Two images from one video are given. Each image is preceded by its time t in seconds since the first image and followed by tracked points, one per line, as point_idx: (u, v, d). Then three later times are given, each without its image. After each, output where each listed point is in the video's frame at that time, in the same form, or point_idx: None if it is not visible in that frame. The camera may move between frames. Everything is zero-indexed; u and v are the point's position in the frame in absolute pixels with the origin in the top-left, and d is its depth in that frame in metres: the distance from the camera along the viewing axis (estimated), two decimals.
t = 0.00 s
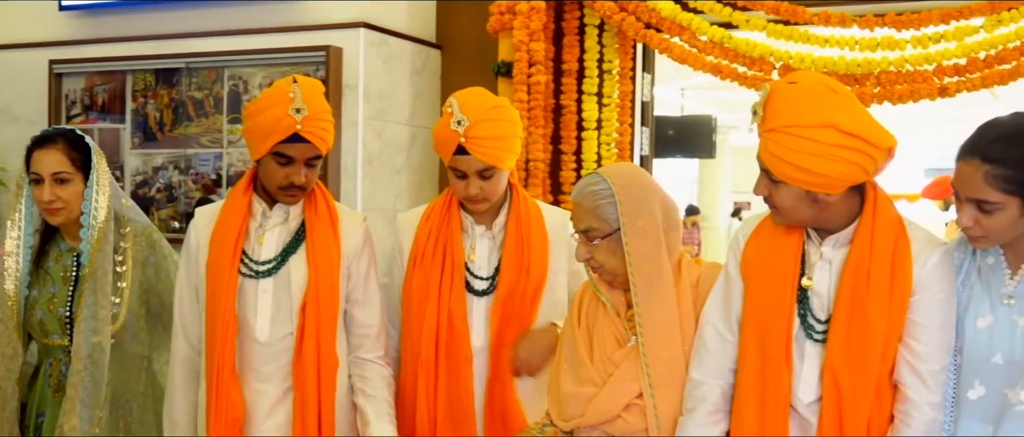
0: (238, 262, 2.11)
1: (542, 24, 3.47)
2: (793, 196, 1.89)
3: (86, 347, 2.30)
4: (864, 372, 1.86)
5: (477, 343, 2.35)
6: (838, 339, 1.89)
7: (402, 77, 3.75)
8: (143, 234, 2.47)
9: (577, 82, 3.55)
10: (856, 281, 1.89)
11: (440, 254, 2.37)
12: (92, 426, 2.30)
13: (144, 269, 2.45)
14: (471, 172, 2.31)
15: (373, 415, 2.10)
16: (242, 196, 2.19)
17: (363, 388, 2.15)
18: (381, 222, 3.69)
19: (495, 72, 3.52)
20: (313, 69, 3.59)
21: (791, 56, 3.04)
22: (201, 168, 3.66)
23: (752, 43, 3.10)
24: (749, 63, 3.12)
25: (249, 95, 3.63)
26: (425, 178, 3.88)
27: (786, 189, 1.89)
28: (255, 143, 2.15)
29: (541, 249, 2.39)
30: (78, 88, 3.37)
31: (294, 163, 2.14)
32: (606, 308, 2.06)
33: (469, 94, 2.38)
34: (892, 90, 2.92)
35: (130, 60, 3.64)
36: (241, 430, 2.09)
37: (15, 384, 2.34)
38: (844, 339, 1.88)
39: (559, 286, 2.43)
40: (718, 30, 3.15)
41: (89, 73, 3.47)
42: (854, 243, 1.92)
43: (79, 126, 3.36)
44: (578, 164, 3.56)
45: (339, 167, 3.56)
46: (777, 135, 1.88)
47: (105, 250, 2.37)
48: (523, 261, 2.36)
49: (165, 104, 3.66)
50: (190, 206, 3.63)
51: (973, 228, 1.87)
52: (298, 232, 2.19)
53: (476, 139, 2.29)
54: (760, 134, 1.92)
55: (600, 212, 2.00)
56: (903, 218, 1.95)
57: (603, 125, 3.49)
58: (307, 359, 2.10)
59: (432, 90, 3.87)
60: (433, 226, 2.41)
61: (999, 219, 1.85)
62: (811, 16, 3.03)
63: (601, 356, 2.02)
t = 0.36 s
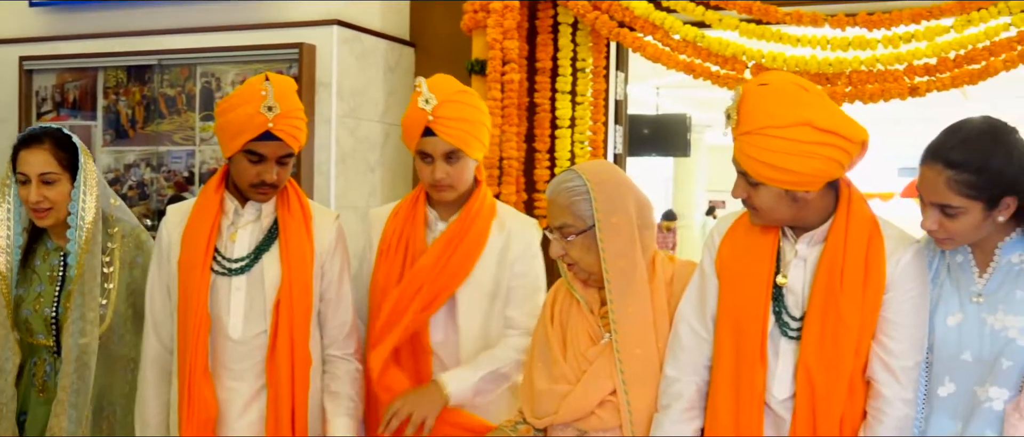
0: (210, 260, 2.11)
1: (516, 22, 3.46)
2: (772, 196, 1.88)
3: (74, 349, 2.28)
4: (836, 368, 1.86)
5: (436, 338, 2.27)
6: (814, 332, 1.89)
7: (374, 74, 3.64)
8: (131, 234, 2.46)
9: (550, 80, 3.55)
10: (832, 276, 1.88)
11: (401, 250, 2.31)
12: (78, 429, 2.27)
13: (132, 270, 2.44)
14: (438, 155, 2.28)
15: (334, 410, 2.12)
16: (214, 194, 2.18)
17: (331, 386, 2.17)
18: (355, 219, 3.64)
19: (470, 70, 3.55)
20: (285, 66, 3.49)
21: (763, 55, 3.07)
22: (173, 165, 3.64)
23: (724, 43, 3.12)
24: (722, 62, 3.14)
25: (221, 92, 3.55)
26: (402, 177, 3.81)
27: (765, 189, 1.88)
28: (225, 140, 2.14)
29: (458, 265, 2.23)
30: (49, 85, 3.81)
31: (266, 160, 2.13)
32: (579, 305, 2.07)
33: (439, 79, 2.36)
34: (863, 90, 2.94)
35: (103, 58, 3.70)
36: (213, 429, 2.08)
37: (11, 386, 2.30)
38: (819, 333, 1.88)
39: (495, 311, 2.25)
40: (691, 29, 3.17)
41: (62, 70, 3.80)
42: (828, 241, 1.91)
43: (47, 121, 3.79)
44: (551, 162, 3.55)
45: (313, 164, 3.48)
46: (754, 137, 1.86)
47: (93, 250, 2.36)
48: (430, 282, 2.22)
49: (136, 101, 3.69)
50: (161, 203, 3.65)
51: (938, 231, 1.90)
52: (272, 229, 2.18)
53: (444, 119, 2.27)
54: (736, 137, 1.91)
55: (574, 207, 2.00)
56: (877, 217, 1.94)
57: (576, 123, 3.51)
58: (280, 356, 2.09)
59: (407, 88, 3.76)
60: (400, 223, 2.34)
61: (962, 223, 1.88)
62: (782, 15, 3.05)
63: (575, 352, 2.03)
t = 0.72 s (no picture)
0: (184, 257, 2.10)
1: (491, 18, 3.46)
2: (748, 194, 1.87)
3: (60, 345, 2.28)
4: (811, 363, 1.85)
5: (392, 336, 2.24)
6: (788, 328, 1.88)
7: (350, 68, 3.66)
8: (109, 231, 2.43)
9: (526, 76, 3.55)
10: (806, 269, 1.87)
11: (356, 245, 2.28)
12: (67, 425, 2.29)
13: (111, 266, 2.43)
14: (394, 139, 2.24)
15: (313, 400, 2.12)
16: (187, 190, 2.17)
17: (307, 379, 2.18)
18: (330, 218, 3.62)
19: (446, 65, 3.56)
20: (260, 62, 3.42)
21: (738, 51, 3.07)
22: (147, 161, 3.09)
23: (700, 38, 3.12)
24: (697, 58, 3.14)
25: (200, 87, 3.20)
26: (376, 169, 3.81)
27: (742, 188, 1.87)
28: (198, 137, 2.14)
29: (409, 272, 2.19)
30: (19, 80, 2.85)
31: (239, 157, 2.13)
32: (553, 300, 2.07)
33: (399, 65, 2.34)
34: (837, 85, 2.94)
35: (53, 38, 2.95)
36: (188, 426, 2.08)
37: None
38: (793, 326, 1.87)
39: (444, 316, 2.21)
40: (666, 24, 3.17)
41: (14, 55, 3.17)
42: (803, 237, 1.90)
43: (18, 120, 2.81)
44: (527, 157, 3.57)
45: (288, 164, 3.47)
46: (729, 136, 1.86)
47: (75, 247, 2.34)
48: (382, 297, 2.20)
49: (110, 97, 3.03)
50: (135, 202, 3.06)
51: (914, 226, 1.91)
52: (246, 225, 2.18)
53: (401, 104, 2.23)
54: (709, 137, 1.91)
55: (550, 202, 2.00)
56: (850, 211, 1.93)
57: (552, 119, 3.50)
58: (258, 351, 2.09)
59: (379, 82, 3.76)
60: (358, 215, 2.32)
61: (937, 217, 1.89)
62: (757, 11, 3.07)
63: (548, 348, 2.02)
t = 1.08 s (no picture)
0: (156, 251, 2.09)
1: (466, 12, 3.48)
2: (725, 185, 1.87)
3: (35, 333, 2.26)
4: (782, 354, 1.85)
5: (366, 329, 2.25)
6: (760, 321, 1.88)
7: (324, 62, 3.71)
8: (87, 221, 2.44)
9: (501, 70, 3.57)
10: (778, 262, 1.87)
11: (327, 238, 2.29)
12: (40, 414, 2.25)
13: (87, 257, 2.42)
14: (366, 130, 2.25)
15: (287, 395, 2.12)
16: (158, 184, 2.16)
17: (282, 373, 2.17)
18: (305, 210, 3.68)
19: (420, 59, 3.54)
20: (234, 55, 3.48)
21: (711, 45, 3.11)
22: (120, 155, 3.43)
23: (674, 33, 3.16)
24: (671, 53, 3.19)
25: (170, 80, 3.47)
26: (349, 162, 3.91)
27: (718, 179, 1.87)
28: (169, 130, 2.12)
29: (382, 266, 2.20)
30: None
31: (210, 150, 2.12)
32: (521, 295, 2.07)
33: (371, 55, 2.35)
34: (809, 80, 3.00)
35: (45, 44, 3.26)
36: (159, 422, 2.07)
37: None
38: (764, 322, 1.87)
39: (417, 310, 2.22)
40: (640, 19, 3.22)
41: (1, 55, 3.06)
42: (774, 231, 1.90)
43: None
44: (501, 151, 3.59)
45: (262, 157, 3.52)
46: (704, 128, 1.86)
47: (53, 234, 2.32)
48: (354, 290, 2.21)
49: (82, 90, 3.39)
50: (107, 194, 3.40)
51: (888, 217, 1.92)
52: (218, 218, 2.18)
53: (373, 94, 2.24)
54: (685, 129, 1.91)
55: (519, 198, 2.00)
56: (820, 204, 1.94)
57: (527, 113, 3.51)
58: (230, 343, 2.09)
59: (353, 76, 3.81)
60: (330, 209, 2.33)
61: (911, 209, 1.91)
62: (731, 6, 3.12)
63: (518, 344, 2.02)
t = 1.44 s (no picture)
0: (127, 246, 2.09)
1: (441, 7, 3.58)
2: (702, 176, 1.85)
3: (19, 329, 2.27)
4: (756, 350, 1.83)
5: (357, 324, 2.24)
6: (735, 306, 1.86)
7: (299, 58, 3.77)
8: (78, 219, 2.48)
9: (476, 65, 3.67)
10: (751, 256, 1.86)
11: (318, 233, 2.30)
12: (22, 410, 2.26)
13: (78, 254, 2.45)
14: (352, 133, 2.23)
15: (256, 404, 2.12)
16: (129, 179, 2.16)
17: (252, 374, 2.17)
18: (279, 206, 3.72)
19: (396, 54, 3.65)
20: (209, 50, 3.52)
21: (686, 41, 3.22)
22: (93, 149, 3.59)
23: (648, 29, 3.25)
24: (646, 49, 3.28)
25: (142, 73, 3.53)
26: (324, 159, 3.95)
27: (695, 170, 1.85)
28: (139, 124, 2.12)
29: (372, 261, 2.19)
30: None
31: (181, 145, 2.12)
32: (494, 292, 2.07)
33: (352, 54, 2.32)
34: (784, 76, 3.13)
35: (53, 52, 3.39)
36: (132, 419, 2.07)
37: None
38: (739, 307, 1.86)
39: (408, 304, 2.19)
40: (616, 15, 3.30)
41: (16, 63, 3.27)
42: (747, 226, 1.89)
43: None
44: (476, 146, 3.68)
45: (236, 150, 3.56)
46: (682, 118, 1.84)
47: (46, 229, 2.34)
48: (344, 284, 2.20)
49: (55, 84, 3.58)
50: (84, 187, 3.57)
51: (865, 211, 1.90)
52: (189, 213, 2.18)
53: (357, 97, 2.22)
54: (660, 120, 1.88)
55: (492, 191, 2.00)
56: (793, 200, 1.92)
57: (503, 108, 3.62)
58: (202, 341, 2.09)
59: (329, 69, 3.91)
60: (322, 203, 2.34)
61: (888, 203, 1.88)
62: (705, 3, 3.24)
63: (490, 341, 2.02)
